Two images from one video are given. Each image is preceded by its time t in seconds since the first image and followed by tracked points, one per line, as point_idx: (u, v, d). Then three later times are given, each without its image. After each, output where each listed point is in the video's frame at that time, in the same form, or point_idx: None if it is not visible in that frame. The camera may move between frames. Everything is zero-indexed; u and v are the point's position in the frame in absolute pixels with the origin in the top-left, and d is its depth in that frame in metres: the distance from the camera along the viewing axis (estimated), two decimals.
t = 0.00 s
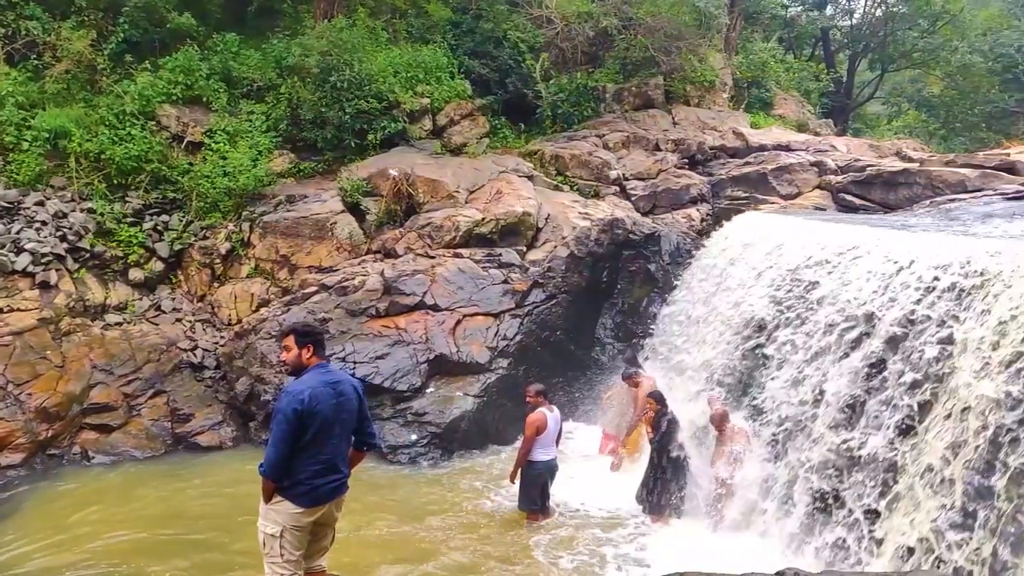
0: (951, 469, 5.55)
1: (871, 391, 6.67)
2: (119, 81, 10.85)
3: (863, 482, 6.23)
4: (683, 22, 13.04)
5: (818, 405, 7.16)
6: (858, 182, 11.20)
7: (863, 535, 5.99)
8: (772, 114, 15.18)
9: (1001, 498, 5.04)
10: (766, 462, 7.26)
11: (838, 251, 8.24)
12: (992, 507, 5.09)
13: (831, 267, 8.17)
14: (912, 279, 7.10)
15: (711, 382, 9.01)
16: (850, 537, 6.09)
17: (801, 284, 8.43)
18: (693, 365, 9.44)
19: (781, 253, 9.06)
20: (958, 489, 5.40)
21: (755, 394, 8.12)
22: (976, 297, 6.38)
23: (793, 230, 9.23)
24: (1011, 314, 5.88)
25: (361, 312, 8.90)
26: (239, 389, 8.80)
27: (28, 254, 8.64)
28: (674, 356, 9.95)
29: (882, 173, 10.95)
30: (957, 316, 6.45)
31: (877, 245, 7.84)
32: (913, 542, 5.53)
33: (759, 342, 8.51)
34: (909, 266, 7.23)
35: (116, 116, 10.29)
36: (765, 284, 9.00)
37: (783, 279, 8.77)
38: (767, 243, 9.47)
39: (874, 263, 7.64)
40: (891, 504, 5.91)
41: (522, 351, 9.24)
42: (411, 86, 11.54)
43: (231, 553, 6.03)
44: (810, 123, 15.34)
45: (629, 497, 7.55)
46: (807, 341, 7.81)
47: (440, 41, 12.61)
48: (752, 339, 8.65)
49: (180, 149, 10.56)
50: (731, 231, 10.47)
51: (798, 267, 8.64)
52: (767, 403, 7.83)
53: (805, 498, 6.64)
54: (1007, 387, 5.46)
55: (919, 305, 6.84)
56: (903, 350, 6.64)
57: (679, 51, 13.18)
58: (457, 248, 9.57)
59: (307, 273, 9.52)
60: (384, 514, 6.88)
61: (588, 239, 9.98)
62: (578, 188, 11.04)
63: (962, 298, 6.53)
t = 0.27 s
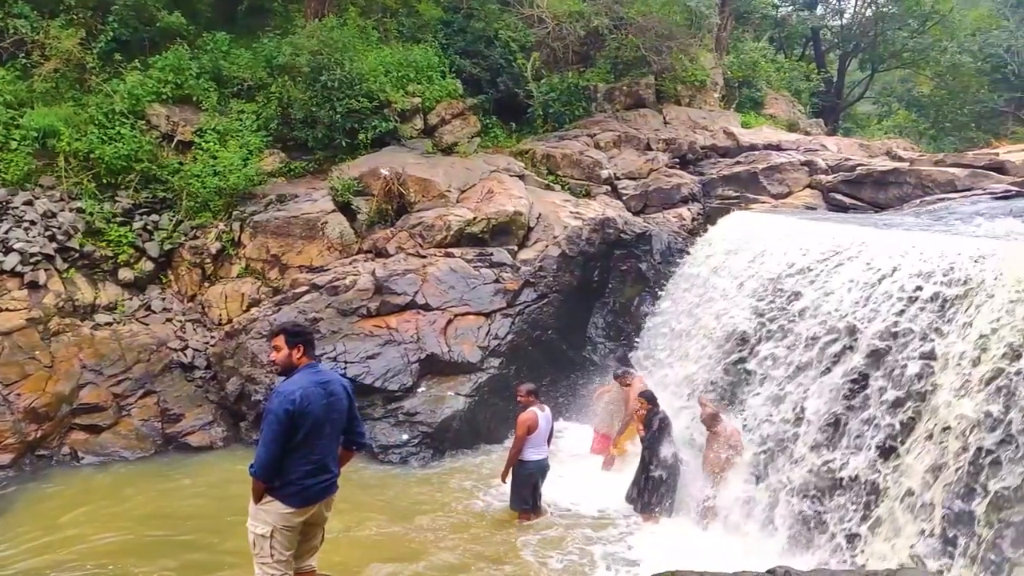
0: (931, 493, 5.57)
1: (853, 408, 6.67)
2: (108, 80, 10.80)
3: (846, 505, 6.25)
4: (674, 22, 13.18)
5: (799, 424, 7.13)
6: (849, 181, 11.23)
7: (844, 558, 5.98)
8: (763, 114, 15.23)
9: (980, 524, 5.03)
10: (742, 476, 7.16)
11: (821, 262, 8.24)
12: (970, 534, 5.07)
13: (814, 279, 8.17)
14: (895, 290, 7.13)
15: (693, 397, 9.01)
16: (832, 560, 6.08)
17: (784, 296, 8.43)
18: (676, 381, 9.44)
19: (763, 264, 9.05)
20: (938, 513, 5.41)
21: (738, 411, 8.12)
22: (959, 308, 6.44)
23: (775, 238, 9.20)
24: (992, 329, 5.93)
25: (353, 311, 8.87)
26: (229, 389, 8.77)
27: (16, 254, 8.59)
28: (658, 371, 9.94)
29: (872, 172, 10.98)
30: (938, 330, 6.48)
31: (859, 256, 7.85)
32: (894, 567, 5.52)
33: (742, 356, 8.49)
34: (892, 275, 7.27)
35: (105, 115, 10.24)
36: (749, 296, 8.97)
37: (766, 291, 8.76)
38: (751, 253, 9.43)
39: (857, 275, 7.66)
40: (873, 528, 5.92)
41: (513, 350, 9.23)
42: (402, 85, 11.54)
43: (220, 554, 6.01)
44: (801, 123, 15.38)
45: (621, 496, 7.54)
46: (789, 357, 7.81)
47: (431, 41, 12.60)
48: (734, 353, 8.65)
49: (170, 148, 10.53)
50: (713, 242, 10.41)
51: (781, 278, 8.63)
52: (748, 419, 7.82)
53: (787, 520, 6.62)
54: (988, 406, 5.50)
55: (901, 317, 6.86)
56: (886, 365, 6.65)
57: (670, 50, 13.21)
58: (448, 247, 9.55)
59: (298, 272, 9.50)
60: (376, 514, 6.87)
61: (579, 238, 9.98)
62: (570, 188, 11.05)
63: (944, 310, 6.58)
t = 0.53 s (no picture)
0: (910, 518, 5.61)
1: (833, 427, 6.59)
2: (96, 78, 10.75)
3: (827, 530, 6.19)
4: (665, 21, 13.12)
5: (779, 443, 7.00)
6: (839, 180, 11.26)
7: None
8: (753, 113, 15.27)
9: (960, 552, 5.13)
10: (725, 496, 7.00)
11: (803, 274, 8.22)
12: (950, 563, 5.17)
13: (796, 291, 8.14)
14: (877, 302, 7.12)
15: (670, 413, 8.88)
16: None
17: (765, 309, 8.36)
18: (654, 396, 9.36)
19: (745, 274, 9.06)
20: (918, 541, 5.44)
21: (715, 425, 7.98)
22: (942, 319, 6.48)
23: (759, 249, 9.22)
24: (974, 344, 5.97)
25: (343, 311, 8.86)
26: (220, 389, 8.75)
27: (5, 253, 8.50)
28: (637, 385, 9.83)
29: (862, 171, 11.01)
30: (920, 344, 6.47)
31: (841, 268, 7.82)
32: None
33: (724, 370, 8.36)
34: (873, 285, 7.31)
35: (94, 114, 10.19)
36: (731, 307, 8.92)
37: (748, 303, 8.71)
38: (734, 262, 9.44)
39: (839, 287, 7.62)
40: (854, 554, 5.86)
41: (504, 350, 9.23)
42: (393, 84, 11.53)
43: (210, 554, 5.98)
44: (791, 122, 15.43)
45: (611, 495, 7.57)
46: (770, 371, 7.71)
47: (421, 40, 12.59)
48: (715, 367, 8.55)
49: (160, 148, 10.49)
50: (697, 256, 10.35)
51: (763, 289, 8.61)
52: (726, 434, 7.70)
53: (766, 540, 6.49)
54: (969, 425, 5.54)
55: (883, 331, 6.83)
56: (868, 382, 6.57)
57: (661, 50, 13.23)
58: (439, 247, 9.54)
59: (288, 272, 9.47)
60: (367, 514, 6.86)
61: (571, 237, 9.99)
62: (561, 187, 11.06)
63: (927, 322, 6.59)
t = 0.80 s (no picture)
0: (892, 545, 5.59)
1: (817, 448, 6.58)
2: (85, 78, 10.71)
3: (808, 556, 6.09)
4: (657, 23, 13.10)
5: (761, 464, 6.98)
6: (829, 180, 11.29)
7: None
8: (744, 113, 15.30)
9: None
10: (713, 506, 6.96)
11: (786, 287, 8.23)
12: None
13: (778, 304, 8.15)
14: (859, 315, 7.12)
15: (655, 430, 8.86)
16: None
17: (748, 323, 8.36)
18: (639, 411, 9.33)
19: (729, 286, 9.07)
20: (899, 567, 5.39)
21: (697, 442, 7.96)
22: (926, 332, 6.49)
23: (746, 256, 9.24)
24: (956, 361, 6.01)
25: (334, 312, 8.85)
26: (211, 390, 8.73)
27: None
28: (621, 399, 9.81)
29: (852, 171, 11.04)
30: (903, 360, 6.46)
31: (823, 280, 7.84)
32: None
33: (707, 387, 8.41)
34: (856, 296, 7.31)
35: (83, 114, 10.14)
36: (714, 321, 8.96)
37: (732, 316, 8.71)
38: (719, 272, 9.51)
39: (821, 300, 7.62)
40: None
41: (496, 350, 9.23)
42: (384, 84, 11.53)
43: (201, 555, 5.97)
44: (782, 122, 15.48)
45: (602, 494, 7.59)
46: (753, 389, 7.71)
47: (412, 40, 12.58)
48: (700, 384, 8.56)
49: (149, 148, 10.46)
50: (680, 266, 10.33)
51: (746, 302, 8.63)
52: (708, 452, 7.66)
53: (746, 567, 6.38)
54: (951, 447, 5.58)
55: (865, 346, 6.83)
56: (851, 401, 6.53)
57: (652, 50, 13.25)
58: (430, 247, 9.53)
59: (279, 272, 9.45)
60: (359, 515, 6.85)
61: (562, 237, 10.00)
62: (552, 187, 11.07)
63: (910, 336, 6.58)
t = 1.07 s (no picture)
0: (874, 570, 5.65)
1: (802, 472, 6.58)
2: (76, 79, 10.67)
3: None
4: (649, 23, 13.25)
5: (745, 485, 6.99)
6: (821, 179, 11.31)
7: None
8: (737, 112, 15.32)
9: None
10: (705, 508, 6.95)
11: (769, 299, 8.24)
12: None
13: (761, 317, 8.18)
14: (842, 329, 7.12)
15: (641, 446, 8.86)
16: None
17: (732, 336, 8.36)
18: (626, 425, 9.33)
19: (714, 298, 9.08)
20: None
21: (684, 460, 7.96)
22: (911, 346, 6.47)
23: (729, 266, 9.25)
24: (939, 379, 6.00)
25: (327, 312, 8.83)
26: (202, 391, 8.71)
27: None
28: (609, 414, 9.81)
29: (844, 170, 11.07)
30: (888, 377, 6.45)
31: (807, 291, 7.85)
32: None
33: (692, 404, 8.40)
34: (840, 309, 7.32)
35: (74, 114, 10.10)
36: (697, 334, 8.98)
37: (717, 328, 8.70)
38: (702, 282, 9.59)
39: (805, 313, 7.63)
40: None
41: (489, 350, 9.22)
42: (376, 84, 11.53)
43: (192, 557, 5.94)
44: (774, 121, 15.52)
45: (594, 494, 7.59)
46: (738, 406, 7.71)
47: (404, 40, 12.58)
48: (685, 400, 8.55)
49: (140, 148, 10.43)
50: (666, 276, 10.36)
51: (730, 313, 8.65)
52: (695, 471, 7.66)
53: None
54: (934, 470, 5.62)
55: (848, 362, 6.82)
56: (835, 421, 6.55)
57: (644, 50, 13.27)
58: (423, 247, 9.52)
59: (271, 273, 9.43)
60: (351, 516, 6.83)
61: (555, 237, 10.00)
62: (544, 187, 11.08)
63: (895, 352, 6.57)
